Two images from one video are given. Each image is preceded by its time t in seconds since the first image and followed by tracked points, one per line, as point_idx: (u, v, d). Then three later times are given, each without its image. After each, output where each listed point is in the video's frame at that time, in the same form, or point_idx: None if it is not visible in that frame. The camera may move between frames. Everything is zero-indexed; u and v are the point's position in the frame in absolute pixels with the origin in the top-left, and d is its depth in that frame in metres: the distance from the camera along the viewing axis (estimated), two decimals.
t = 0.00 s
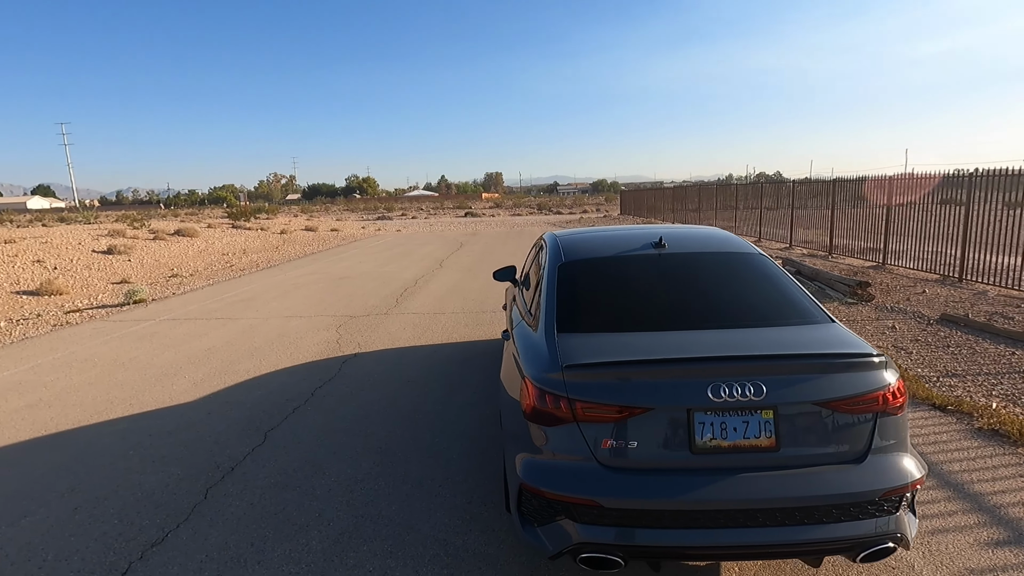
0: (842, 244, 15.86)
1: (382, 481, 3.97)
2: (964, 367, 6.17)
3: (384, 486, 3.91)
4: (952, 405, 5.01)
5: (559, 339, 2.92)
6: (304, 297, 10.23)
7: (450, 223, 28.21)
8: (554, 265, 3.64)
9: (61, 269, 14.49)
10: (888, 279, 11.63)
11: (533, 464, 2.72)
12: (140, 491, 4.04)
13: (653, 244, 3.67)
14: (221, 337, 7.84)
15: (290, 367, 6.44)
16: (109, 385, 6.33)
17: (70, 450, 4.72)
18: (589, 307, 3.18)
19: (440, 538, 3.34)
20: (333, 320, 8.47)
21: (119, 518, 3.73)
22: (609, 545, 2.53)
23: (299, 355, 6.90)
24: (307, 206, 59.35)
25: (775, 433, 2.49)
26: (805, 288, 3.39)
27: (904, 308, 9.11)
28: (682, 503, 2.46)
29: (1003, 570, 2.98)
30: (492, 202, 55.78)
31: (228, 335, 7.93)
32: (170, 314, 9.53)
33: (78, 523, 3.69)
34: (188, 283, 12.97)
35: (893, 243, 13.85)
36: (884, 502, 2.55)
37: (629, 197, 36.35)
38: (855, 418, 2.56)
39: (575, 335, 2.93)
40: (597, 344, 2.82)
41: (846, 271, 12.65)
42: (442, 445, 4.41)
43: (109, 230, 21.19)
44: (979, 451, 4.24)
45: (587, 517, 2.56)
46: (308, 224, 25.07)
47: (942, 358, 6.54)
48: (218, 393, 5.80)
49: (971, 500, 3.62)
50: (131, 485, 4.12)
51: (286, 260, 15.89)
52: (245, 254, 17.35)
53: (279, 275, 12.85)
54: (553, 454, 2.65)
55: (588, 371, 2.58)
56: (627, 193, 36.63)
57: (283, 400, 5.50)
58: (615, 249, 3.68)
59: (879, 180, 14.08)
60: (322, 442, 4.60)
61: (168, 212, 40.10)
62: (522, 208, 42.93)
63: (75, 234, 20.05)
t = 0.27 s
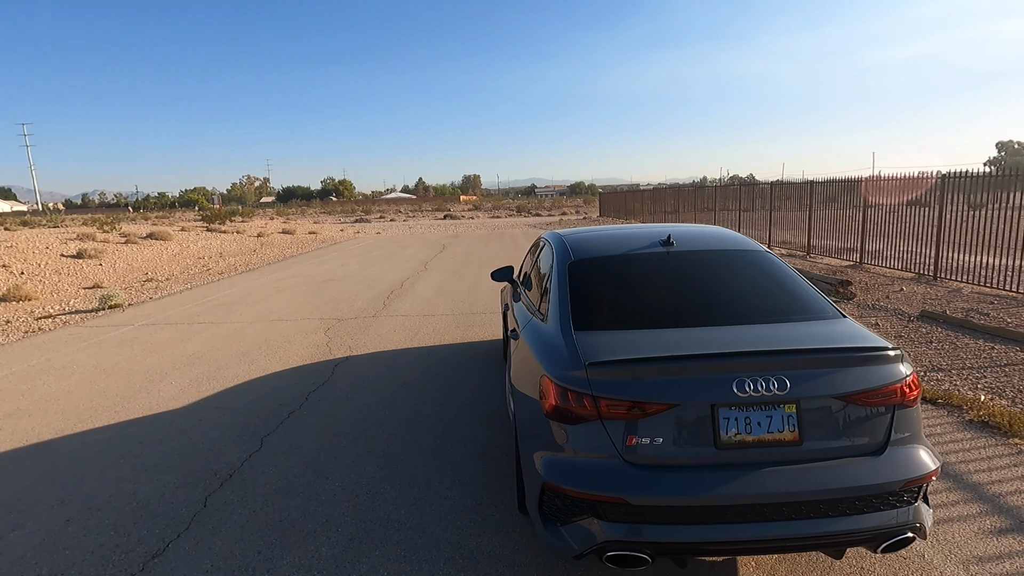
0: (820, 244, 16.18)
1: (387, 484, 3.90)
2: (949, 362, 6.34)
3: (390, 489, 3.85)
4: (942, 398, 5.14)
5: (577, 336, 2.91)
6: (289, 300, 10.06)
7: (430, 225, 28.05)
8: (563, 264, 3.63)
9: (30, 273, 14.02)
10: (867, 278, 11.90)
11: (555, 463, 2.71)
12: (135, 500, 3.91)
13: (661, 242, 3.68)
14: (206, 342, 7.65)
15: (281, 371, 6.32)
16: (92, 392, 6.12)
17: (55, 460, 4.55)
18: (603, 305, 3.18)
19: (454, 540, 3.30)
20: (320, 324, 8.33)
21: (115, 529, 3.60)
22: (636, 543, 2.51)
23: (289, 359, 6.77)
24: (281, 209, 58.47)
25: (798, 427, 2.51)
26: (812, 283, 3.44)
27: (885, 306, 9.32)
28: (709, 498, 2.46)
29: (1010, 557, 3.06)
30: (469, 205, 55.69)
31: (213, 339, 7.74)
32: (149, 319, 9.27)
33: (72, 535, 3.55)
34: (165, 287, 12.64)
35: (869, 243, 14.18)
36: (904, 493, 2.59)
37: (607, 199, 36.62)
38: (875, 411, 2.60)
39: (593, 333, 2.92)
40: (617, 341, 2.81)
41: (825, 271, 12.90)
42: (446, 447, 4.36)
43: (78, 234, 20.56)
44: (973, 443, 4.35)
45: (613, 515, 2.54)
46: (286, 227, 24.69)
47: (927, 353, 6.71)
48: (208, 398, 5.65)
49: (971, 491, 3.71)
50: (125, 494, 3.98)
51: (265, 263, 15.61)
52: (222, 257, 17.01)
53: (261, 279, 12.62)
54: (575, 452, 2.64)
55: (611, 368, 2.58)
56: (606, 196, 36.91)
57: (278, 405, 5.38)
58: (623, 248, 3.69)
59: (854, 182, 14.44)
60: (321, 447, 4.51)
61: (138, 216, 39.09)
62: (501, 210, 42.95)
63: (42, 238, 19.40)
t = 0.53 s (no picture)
0: (798, 245, 16.56)
1: (400, 491, 3.89)
2: (933, 358, 6.56)
3: (404, 495, 3.84)
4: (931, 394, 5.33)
5: (599, 340, 2.95)
6: (276, 306, 9.93)
7: (410, 228, 27.90)
8: (575, 268, 3.67)
9: None
10: (846, 277, 12.22)
11: (582, 465, 2.74)
12: (141, 514, 3.82)
13: (670, 245, 3.75)
14: (195, 349, 7.50)
15: (277, 378, 6.23)
16: (81, 403, 5.97)
17: (51, 473, 4.42)
18: (620, 308, 3.23)
19: (474, 545, 3.31)
20: (311, 329, 8.24)
21: (124, 544, 3.52)
22: (666, 542, 2.56)
23: (284, 366, 6.68)
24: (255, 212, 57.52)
25: (820, 425, 2.59)
26: (818, 284, 3.54)
27: (866, 305, 9.60)
28: (738, 497, 2.51)
29: (1013, 545, 3.19)
30: (447, 207, 55.57)
31: (202, 347, 7.59)
32: (131, 326, 9.04)
33: (79, 552, 3.45)
34: (143, 294, 12.35)
35: (846, 243, 14.57)
36: (920, 487, 2.68)
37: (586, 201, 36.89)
38: (893, 408, 2.69)
39: (614, 336, 2.97)
40: (639, 344, 2.86)
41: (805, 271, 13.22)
42: (455, 451, 4.37)
43: (46, 239, 19.93)
44: (965, 436, 4.53)
45: (643, 515, 2.58)
46: (263, 231, 24.31)
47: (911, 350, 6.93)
48: (204, 407, 5.55)
49: (968, 483, 3.86)
50: (130, 508, 3.90)
51: (246, 268, 15.36)
52: (200, 262, 16.69)
53: (243, 284, 12.42)
54: (602, 453, 2.68)
55: (638, 371, 2.62)
56: (585, 197, 37.17)
57: (278, 412, 5.32)
58: (634, 251, 3.74)
59: (830, 183, 14.83)
60: (327, 454, 4.47)
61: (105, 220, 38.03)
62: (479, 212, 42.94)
63: (9, 244, 18.76)
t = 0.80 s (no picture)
0: (777, 243, 16.86)
1: (407, 495, 3.86)
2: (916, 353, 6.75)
3: (411, 499, 3.83)
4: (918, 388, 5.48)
5: (616, 342, 2.98)
6: (261, 309, 9.77)
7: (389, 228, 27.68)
8: (583, 268, 3.68)
9: None
10: (825, 275, 12.49)
11: (601, 465, 2.76)
12: (140, 523, 3.73)
13: (674, 245, 3.80)
14: (180, 355, 7.33)
15: (269, 382, 6.14)
16: (65, 410, 5.79)
17: (41, 484, 4.29)
18: (632, 308, 3.25)
19: (488, 547, 3.31)
20: (299, 332, 8.12)
21: (126, 555, 3.42)
22: (689, 539, 2.59)
23: (274, 370, 6.57)
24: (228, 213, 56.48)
25: (834, 421, 2.65)
26: (820, 282, 3.62)
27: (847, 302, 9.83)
28: (758, 492, 2.56)
29: (1009, 532, 3.30)
30: (425, 208, 55.24)
31: (187, 352, 7.43)
32: (111, 331, 8.81)
33: (79, 564, 3.35)
34: (120, 298, 12.04)
35: (823, 241, 14.88)
36: (930, 479, 2.76)
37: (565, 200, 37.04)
38: (902, 403, 2.76)
39: (630, 337, 3.00)
40: (656, 345, 2.89)
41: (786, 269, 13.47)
42: (458, 453, 4.37)
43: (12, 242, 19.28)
44: (953, 428, 4.67)
45: (665, 513, 2.61)
46: (240, 232, 23.88)
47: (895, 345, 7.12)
48: (196, 414, 5.43)
49: (961, 473, 3.98)
50: (128, 518, 3.80)
51: (225, 270, 15.08)
52: (177, 265, 16.33)
53: (224, 286, 12.19)
54: (620, 452, 2.71)
55: (657, 371, 2.65)
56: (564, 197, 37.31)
57: (274, 417, 5.24)
58: (639, 252, 3.78)
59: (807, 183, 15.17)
60: (329, 459, 4.42)
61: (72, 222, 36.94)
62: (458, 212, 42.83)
63: None
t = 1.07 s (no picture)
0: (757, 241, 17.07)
1: (408, 499, 3.75)
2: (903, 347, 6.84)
3: (411, 503, 3.72)
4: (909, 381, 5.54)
5: (628, 338, 2.91)
6: (241, 309, 9.52)
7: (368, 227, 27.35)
8: (588, 263, 3.61)
9: None
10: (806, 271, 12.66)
11: (616, 465, 2.69)
12: (127, 534, 3.55)
13: (679, 240, 3.75)
14: (159, 357, 7.08)
15: (255, 384, 5.95)
16: (39, 416, 5.53)
17: (17, 494, 4.06)
18: (642, 303, 3.19)
19: (495, 550, 3.22)
20: (283, 332, 7.92)
21: (113, 568, 3.25)
22: (709, 538, 2.54)
23: (259, 372, 6.38)
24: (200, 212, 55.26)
25: (852, 416, 2.61)
26: (825, 275, 3.60)
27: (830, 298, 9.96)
28: (778, 490, 2.52)
29: (1014, 523, 3.32)
30: (404, 206, 54.78)
31: (166, 354, 7.18)
32: (83, 333, 8.48)
33: None
34: (91, 298, 11.63)
35: (803, 239, 15.10)
36: (945, 472, 2.74)
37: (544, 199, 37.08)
38: (918, 397, 2.74)
39: (642, 333, 2.93)
40: (670, 340, 2.83)
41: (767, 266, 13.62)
42: (457, 454, 4.27)
43: None
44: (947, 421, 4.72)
45: (685, 513, 2.54)
46: (214, 231, 23.33)
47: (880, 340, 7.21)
48: (180, 418, 5.23)
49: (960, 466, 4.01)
50: (113, 528, 3.61)
51: (200, 270, 14.69)
52: (150, 264, 15.87)
53: (201, 286, 11.86)
54: (636, 451, 2.64)
55: (674, 367, 2.59)
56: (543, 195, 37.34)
57: (262, 421, 5.07)
58: (644, 246, 3.72)
59: (786, 181, 15.37)
60: (322, 462, 4.29)
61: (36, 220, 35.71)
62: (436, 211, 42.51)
63: None
